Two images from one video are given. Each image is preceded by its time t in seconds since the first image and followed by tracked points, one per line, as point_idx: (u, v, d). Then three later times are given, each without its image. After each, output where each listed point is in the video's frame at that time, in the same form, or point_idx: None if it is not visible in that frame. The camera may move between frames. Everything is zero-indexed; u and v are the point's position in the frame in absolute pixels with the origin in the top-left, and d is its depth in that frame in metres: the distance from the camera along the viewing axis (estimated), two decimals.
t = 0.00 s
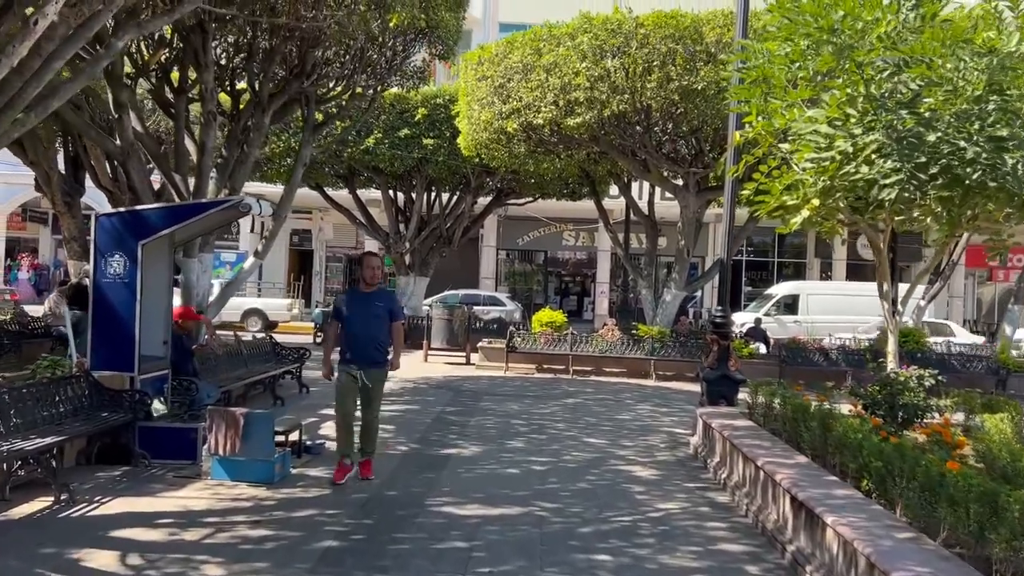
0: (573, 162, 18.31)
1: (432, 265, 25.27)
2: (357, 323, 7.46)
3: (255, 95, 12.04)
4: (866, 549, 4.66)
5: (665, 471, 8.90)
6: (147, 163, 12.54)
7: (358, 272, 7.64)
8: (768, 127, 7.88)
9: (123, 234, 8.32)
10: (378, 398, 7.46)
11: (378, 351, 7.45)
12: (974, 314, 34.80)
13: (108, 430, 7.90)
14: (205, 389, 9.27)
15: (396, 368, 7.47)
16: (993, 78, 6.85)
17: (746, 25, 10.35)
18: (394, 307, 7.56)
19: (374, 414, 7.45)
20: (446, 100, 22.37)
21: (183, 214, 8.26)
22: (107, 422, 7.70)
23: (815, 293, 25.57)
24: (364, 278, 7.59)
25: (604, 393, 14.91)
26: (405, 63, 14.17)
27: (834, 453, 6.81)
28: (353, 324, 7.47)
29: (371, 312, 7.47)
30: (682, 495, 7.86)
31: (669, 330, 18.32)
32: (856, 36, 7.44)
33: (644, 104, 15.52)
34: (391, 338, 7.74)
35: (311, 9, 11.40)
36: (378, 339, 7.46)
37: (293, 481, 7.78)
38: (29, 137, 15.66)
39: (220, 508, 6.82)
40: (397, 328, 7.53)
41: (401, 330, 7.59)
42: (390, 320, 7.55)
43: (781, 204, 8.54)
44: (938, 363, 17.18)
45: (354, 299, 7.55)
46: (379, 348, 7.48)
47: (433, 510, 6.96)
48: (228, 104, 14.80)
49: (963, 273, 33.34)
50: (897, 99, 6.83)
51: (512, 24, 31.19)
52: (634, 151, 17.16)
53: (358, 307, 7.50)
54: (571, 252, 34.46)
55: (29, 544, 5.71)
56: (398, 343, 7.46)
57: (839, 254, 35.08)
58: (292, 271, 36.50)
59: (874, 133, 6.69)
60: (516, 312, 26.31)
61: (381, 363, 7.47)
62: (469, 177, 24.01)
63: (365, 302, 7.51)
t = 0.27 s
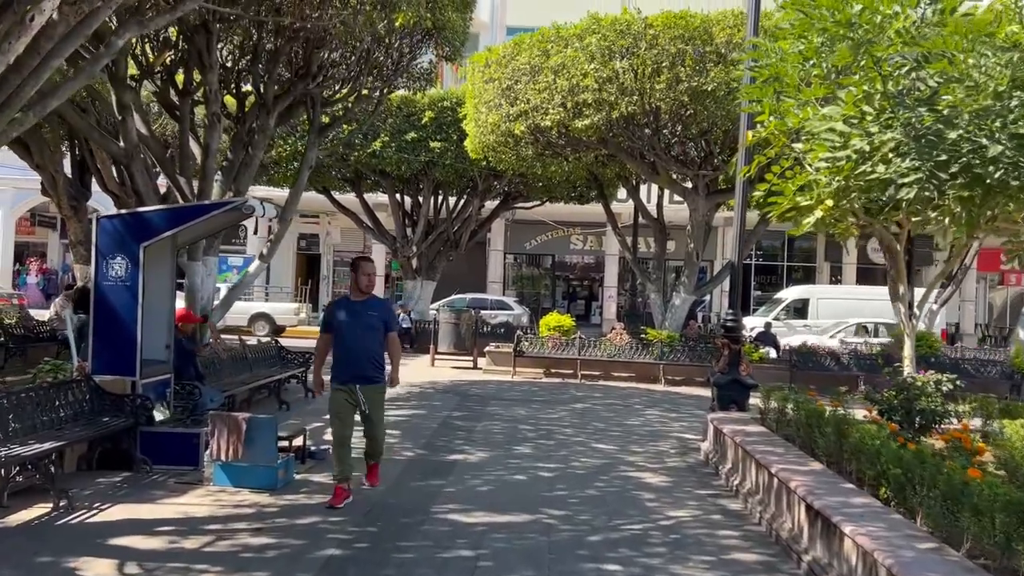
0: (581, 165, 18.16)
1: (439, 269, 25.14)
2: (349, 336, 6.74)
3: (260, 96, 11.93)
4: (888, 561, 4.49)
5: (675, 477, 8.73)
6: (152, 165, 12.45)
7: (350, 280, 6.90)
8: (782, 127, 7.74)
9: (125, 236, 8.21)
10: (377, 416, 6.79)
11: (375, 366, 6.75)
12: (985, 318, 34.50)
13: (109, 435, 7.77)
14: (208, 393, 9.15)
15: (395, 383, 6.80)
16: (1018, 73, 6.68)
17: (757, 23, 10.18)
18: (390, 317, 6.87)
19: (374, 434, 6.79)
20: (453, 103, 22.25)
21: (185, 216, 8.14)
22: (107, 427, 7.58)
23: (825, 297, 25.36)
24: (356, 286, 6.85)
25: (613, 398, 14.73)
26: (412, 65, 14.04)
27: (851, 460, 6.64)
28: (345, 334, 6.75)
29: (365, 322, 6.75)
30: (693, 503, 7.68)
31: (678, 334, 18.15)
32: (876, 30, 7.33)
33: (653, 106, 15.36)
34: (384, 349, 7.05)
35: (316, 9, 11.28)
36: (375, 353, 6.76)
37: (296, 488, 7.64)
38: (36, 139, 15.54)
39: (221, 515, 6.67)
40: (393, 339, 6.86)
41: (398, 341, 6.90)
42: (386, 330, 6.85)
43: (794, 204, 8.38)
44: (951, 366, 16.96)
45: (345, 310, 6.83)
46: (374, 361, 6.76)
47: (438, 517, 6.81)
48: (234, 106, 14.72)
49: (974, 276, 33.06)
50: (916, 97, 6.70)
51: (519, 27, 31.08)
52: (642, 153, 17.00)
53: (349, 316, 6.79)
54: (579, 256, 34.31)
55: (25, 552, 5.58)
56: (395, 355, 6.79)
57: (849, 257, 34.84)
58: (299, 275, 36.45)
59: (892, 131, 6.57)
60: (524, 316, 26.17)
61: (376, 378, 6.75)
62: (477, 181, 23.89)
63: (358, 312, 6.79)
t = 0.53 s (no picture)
0: (590, 167, 17.97)
1: (446, 272, 24.97)
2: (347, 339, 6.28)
3: (264, 97, 11.77)
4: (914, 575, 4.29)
5: (687, 484, 8.53)
6: (156, 167, 12.31)
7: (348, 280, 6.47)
8: (796, 125, 7.55)
9: (125, 238, 8.04)
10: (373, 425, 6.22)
11: (373, 371, 6.25)
12: (997, 321, 34.18)
13: (109, 441, 7.61)
14: (210, 398, 8.99)
15: (394, 390, 6.29)
16: None
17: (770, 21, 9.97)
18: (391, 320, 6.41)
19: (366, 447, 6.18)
20: (461, 105, 22.08)
21: (187, 216, 7.97)
22: (107, 433, 7.43)
23: (835, 300, 25.10)
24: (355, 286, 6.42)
25: (622, 402, 14.53)
26: (419, 65, 13.88)
27: (870, 468, 6.43)
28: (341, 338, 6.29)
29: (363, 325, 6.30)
30: (706, 512, 7.48)
31: (687, 338, 17.95)
32: (897, 27, 7.19)
33: (662, 106, 15.16)
34: (384, 357, 6.58)
35: (321, 8, 11.12)
36: (374, 357, 6.27)
37: (299, 496, 7.47)
38: (40, 141, 15.43)
39: (222, 524, 6.50)
40: (393, 343, 6.38)
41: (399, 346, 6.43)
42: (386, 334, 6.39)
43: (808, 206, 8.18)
44: (966, 370, 16.69)
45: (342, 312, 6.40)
46: (372, 366, 6.26)
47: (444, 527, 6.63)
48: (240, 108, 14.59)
49: (986, 280, 32.74)
50: (938, 93, 6.56)
51: (526, 29, 30.92)
52: (651, 154, 16.79)
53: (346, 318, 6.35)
54: (586, 259, 34.11)
55: (19, 562, 5.42)
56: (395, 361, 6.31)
57: (859, 260, 34.57)
58: (306, 279, 36.34)
59: (914, 128, 6.39)
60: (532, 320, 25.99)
61: (373, 384, 6.24)
62: (484, 183, 23.73)
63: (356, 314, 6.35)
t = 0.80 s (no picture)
0: (597, 170, 17.76)
1: (452, 277, 24.77)
2: (345, 356, 5.54)
3: (268, 100, 11.59)
4: None
5: (699, 496, 8.33)
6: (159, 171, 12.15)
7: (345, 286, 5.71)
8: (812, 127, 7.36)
9: (126, 243, 7.86)
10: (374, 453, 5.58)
11: (375, 392, 5.58)
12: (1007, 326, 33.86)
13: (107, 451, 7.44)
14: (212, 406, 8.82)
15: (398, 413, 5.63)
16: None
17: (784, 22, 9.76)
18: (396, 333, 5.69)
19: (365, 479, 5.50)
20: (467, 108, 21.89)
21: (189, 222, 7.79)
22: (106, 443, 7.25)
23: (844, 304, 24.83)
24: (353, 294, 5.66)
25: (631, 409, 14.31)
26: (424, 67, 13.70)
27: (892, 483, 6.23)
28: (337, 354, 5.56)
29: (362, 340, 5.57)
30: (720, 525, 7.27)
31: (696, 343, 17.72)
32: (921, 24, 6.96)
33: (671, 108, 14.96)
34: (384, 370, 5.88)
35: (325, 9, 10.95)
36: (376, 376, 5.59)
37: (302, 508, 7.29)
38: (43, 144, 15.29)
39: (222, 538, 6.32)
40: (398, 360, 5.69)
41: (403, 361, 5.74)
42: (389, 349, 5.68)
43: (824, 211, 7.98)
44: (980, 376, 16.44)
45: (338, 323, 5.63)
46: (371, 387, 5.57)
47: (451, 541, 6.44)
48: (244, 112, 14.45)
49: (997, 283, 32.44)
50: (961, 92, 6.35)
51: (533, 32, 30.73)
52: (660, 157, 16.57)
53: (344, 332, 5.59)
54: (593, 262, 33.90)
55: None
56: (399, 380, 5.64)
57: (868, 264, 34.28)
58: (311, 282, 36.20)
59: (938, 130, 6.20)
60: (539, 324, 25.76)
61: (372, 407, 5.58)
62: (490, 187, 23.55)
63: (355, 326, 5.60)
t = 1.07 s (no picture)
0: (600, 173, 17.60)
1: (454, 281, 24.60)
2: (331, 367, 4.96)
3: (269, 102, 11.46)
4: None
5: (706, 505, 8.17)
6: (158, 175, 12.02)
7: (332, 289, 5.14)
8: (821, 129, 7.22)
9: (122, 247, 7.72)
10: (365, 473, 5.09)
11: (366, 407, 5.00)
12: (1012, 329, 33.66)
13: (104, 459, 7.30)
14: (211, 412, 8.68)
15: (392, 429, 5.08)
16: None
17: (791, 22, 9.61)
18: (389, 340, 5.11)
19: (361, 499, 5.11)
20: (469, 111, 21.74)
21: (187, 226, 7.65)
22: (102, 452, 7.10)
23: (849, 308, 24.66)
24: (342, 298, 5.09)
25: (635, 415, 14.15)
26: (426, 69, 13.55)
27: (906, 493, 6.07)
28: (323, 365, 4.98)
29: (349, 348, 4.98)
30: (729, 536, 7.11)
31: (700, 348, 17.55)
32: (934, 22, 6.83)
33: (675, 110, 14.82)
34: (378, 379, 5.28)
35: (326, 11, 10.82)
36: (367, 390, 5.01)
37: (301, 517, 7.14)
38: (42, 147, 15.17)
39: (219, 549, 6.17)
40: (391, 370, 5.11)
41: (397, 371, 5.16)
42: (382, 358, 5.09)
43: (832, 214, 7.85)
44: (988, 381, 16.26)
45: (324, 330, 5.06)
46: (361, 400, 4.99)
47: (453, 552, 6.29)
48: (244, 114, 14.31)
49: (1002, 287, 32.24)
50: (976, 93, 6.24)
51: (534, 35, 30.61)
52: (664, 160, 16.42)
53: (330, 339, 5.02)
54: (595, 266, 33.73)
55: None
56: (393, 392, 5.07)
57: (872, 267, 34.09)
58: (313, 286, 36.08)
59: (953, 133, 6.07)
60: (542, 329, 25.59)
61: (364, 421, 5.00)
62: (492, 190, 23.41)
63: (343, 333, 5.02)
